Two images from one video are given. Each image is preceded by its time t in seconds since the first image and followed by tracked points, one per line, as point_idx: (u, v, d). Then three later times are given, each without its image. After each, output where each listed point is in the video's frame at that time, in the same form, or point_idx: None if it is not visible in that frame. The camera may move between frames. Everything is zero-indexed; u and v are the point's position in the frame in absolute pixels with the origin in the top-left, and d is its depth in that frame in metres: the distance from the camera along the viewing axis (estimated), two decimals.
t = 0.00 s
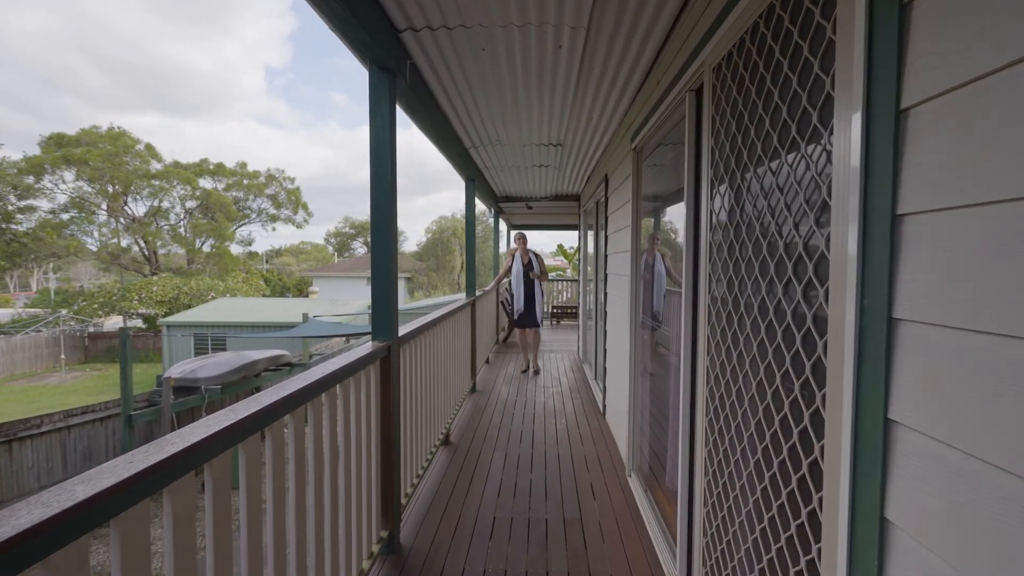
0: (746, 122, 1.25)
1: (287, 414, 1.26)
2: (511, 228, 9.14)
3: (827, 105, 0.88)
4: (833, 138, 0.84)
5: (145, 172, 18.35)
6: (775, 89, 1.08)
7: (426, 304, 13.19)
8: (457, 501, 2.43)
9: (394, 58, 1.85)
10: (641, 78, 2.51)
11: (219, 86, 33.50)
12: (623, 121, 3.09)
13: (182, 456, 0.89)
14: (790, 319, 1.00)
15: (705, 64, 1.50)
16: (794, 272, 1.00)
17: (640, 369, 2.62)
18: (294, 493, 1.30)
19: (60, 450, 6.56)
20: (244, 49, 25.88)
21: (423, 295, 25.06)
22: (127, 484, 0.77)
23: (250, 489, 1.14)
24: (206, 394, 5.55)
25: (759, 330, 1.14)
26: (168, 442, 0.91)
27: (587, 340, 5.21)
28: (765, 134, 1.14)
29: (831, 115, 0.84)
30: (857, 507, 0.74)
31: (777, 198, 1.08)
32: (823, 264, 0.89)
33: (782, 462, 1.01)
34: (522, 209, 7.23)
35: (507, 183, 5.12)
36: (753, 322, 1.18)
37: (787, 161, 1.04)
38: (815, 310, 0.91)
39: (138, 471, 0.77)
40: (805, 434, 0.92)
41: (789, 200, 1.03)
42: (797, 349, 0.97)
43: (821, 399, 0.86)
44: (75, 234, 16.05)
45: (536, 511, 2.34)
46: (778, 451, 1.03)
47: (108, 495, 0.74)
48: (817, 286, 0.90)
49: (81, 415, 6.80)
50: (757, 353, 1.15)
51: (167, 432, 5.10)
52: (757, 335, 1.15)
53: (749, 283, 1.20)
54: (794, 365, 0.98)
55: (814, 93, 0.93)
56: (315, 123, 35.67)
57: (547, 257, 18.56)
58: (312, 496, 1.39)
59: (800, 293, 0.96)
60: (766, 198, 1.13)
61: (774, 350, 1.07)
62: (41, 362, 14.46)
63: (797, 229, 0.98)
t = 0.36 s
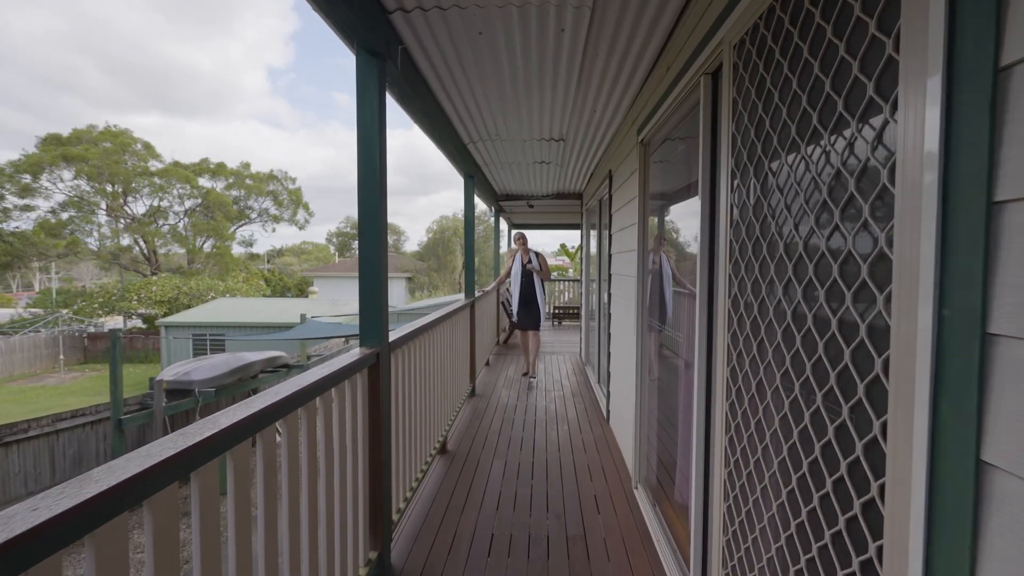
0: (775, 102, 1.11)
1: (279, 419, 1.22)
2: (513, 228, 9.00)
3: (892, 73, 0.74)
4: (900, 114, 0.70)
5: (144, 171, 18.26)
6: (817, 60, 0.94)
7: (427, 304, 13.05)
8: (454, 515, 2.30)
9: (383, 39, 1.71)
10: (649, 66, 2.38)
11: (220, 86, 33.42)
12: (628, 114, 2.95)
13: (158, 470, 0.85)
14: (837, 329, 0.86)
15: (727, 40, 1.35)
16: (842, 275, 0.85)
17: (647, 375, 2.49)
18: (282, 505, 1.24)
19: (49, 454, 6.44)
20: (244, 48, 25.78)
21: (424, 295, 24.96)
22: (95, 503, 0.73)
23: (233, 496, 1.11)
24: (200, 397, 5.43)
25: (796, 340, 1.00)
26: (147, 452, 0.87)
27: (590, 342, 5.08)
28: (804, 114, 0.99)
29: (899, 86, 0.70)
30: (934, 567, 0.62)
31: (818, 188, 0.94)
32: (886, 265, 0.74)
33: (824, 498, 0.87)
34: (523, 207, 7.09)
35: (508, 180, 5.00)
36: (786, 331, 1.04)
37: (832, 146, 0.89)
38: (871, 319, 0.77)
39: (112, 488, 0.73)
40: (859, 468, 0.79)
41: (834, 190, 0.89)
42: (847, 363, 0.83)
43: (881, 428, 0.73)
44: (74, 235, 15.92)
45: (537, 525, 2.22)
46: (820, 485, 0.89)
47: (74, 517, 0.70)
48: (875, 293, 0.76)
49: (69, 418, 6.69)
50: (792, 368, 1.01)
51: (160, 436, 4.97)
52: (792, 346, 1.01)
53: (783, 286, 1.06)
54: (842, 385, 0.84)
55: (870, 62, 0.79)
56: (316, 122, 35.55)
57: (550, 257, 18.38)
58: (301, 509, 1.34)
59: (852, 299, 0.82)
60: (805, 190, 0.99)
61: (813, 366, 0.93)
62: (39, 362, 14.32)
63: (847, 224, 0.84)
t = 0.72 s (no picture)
0: (806, 83, 0.99)
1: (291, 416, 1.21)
2: (514, 228, 8.88)
3: (973, 37, 0.60)
4: (988, 86, 0.57)
5: (143, 171, 18.16)
6: (866, 30, 0.80)
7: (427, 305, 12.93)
8: (453, 529, 2.20)
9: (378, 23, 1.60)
10: (657, 57, 2.27)
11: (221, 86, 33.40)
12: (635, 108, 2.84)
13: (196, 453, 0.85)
14: (895, 342, 0.74)
15: (748, 18, 1.22)
16: (899, 279, 0.73)
17: (656, 382, 2.38)
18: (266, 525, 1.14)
19: (40, 460, 6.34)
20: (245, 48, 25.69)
21: (425, 296, 24.88)
22: (143, 480, 0.73)
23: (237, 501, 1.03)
24: (196, 399, 5.30)
25: (840, 353, 0.87)
26: (163, 448, 0.82)
27: (593, 344, 4.98)
28: (848, 92, 0.86)
29: (987, 51, 0.57)
30: None
31: (868, 178, 0.81)
32: (967, 270, 0.62)
33: (878, 537, 0.76)
34: (525, 207, 6.97)
35: (509, 178, 4.88)
36: (828, 341, 0.91)
37: (886, 129, 0.76)
38: (943, 334, 0.65)
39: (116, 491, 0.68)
40: (927, 507, 0.67)
41: (887, 180, 0.76)
42: (910, 384, 0.70)
43: (961, 465, 0.62)
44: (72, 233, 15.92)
45: (540, 540, 2.11)
46: (875, 522, 0.78)
47: (124, 492, 0.70)
48: (948, 303, 0.64)
49: (61, 423, 6.57)
50: (836, 383, 0.89)
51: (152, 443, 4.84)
52: (836, 359, 0.89)
53: (822, 291, 0.93)
54: (903, 409, 0.72)
55: (942, 24, 0.65)
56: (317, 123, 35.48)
57: (551, 258, 18.25)
58: (289, 529, 1.24)
59: (915, 309, 0.70)
60: (850, 181, 0.86)
61: (865, 384, 0.80)
62: (40, 364, 14.16)
63: (907, 220, 0.72)
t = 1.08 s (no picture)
0: (849, 63, 0.88)
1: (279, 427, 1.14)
2: (516, 227, 8.76)
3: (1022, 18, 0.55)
4: None
5: (142, 171, 18.06)
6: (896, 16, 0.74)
7: (428, 305, 12.81)
8: (452, 543, 2.10)
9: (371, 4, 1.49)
10: (667, 48, 2.15)
11: (222, 86, 33.32)
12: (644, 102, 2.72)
13: (162, 479, 0.78)
14: (929, 351, 0.68)
15: None
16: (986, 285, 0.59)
17: (665, 389, 2.27)
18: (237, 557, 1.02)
19: (31, 465, 6.25)
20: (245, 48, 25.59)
21: (427, 296, 24.82)
22: (93, 516, 0.66)
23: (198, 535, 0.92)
24: (191, 402, 5.19)
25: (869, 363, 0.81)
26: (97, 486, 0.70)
27: (597, 346, 4.87)
28: (877, 83, 0.80)
29: None
30: None
31: (898, 174, 0.75)
32: (1009, 272, 0.56)
33: None
34: (527, 206, 6.85)
35: (510, 176, 4.77)
36: (852, 347, 0.86)
37: (917, 121, 0.71)
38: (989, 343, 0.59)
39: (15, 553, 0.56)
40: (968, 527, 0.62)
41: (962, 166, 0.63)
42: (948, 396, 0.65)
43: (1008, 485, 0.56)
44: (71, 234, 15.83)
45: (543, 555, 2.01)
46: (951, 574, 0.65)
47: (71, 531, 0.64)
48: None
49: (51, 427, 6.46)
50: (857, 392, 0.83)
51: (145, 448, 4.72)
52: (857, 365, 0.84)
53: (845, 293, 0.88)
54: (938, 421, 0.66)
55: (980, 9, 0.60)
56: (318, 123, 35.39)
57: (553, 258, 18.12)
58: (265, 557, 1.12)
59: (957, 312, 0.63)
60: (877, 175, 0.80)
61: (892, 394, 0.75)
62: (39, 364, 13.77)
63: (942, 219, 0.66)
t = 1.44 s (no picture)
0: (918, 27, 0.73)
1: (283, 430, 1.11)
2: (518, 227, 8.62)
3: (969, 55, 0.63)
4: None
5: (141, 171, 17.93)
6: (865, 46, 0.84)
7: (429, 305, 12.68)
8: (450, 561, 1.97)
9: None
10: (680, 34, 2.03)
11: (222, 86, 33.24)
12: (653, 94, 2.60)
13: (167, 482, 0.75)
14: (952, 355, 0.65)
15: None
16: None
17: (676, 397, 2.14)
18: None
19: (20, 469, 6.14)
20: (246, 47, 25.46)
21: (427, 296, 24.74)
22: (101, 518, 0.64)
23: None
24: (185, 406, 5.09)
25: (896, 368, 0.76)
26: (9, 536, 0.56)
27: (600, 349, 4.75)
28: (914, 71, 0.73)
29: None
30: None
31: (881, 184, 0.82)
32: (1015, 277, 0.57)
33: None
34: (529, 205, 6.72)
35: (512, 174, 4.64)
36: (866, 350, 0.84)
37: None
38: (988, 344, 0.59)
39: None
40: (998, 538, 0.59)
41: None
42: (950, 396, 0.65)
43: (1012, 484, 0.56)
44: (70, 233, 15.62)
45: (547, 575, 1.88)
46: None
47: (71, 538, 0.60)
48: None
49: (40, 432, 6.39)
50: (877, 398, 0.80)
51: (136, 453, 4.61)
52: (875, 368, 0.81)
53: (913, 302, 0.73)
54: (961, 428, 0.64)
55: (936, 44, 0.69)
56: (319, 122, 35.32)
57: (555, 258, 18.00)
58: None
59: None
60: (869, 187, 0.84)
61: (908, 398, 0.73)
62: (39, 364, 13.70)
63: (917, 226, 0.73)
